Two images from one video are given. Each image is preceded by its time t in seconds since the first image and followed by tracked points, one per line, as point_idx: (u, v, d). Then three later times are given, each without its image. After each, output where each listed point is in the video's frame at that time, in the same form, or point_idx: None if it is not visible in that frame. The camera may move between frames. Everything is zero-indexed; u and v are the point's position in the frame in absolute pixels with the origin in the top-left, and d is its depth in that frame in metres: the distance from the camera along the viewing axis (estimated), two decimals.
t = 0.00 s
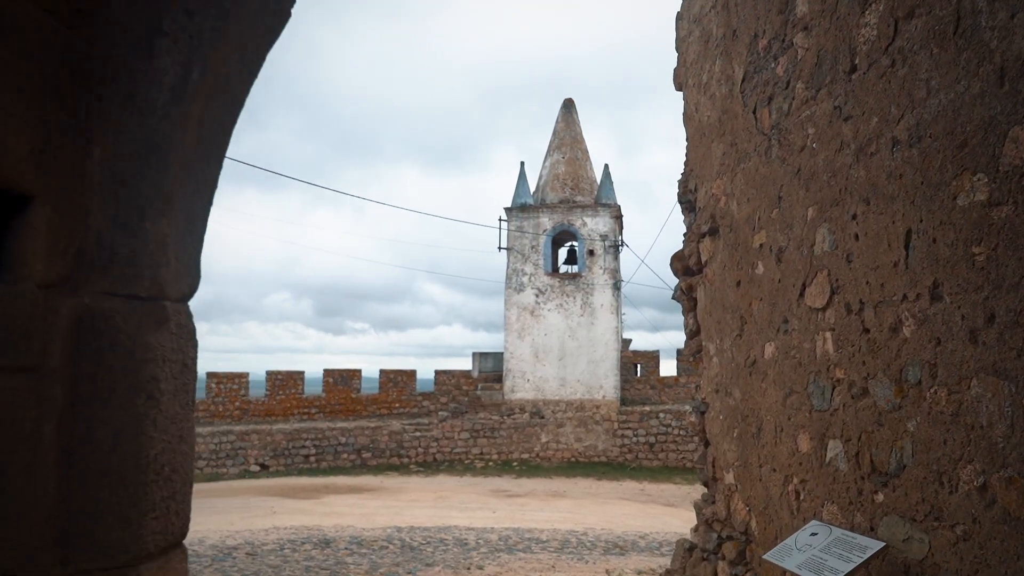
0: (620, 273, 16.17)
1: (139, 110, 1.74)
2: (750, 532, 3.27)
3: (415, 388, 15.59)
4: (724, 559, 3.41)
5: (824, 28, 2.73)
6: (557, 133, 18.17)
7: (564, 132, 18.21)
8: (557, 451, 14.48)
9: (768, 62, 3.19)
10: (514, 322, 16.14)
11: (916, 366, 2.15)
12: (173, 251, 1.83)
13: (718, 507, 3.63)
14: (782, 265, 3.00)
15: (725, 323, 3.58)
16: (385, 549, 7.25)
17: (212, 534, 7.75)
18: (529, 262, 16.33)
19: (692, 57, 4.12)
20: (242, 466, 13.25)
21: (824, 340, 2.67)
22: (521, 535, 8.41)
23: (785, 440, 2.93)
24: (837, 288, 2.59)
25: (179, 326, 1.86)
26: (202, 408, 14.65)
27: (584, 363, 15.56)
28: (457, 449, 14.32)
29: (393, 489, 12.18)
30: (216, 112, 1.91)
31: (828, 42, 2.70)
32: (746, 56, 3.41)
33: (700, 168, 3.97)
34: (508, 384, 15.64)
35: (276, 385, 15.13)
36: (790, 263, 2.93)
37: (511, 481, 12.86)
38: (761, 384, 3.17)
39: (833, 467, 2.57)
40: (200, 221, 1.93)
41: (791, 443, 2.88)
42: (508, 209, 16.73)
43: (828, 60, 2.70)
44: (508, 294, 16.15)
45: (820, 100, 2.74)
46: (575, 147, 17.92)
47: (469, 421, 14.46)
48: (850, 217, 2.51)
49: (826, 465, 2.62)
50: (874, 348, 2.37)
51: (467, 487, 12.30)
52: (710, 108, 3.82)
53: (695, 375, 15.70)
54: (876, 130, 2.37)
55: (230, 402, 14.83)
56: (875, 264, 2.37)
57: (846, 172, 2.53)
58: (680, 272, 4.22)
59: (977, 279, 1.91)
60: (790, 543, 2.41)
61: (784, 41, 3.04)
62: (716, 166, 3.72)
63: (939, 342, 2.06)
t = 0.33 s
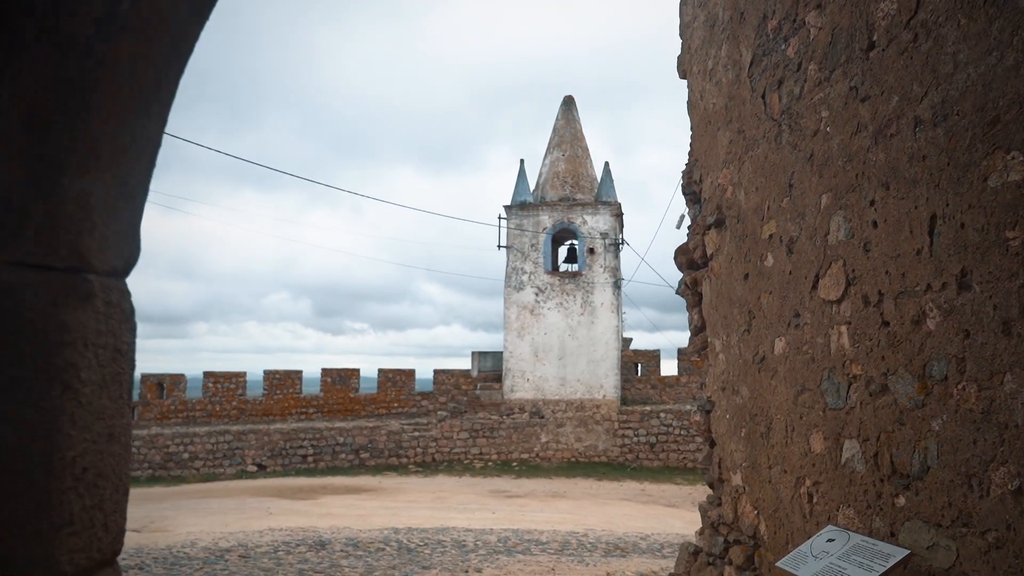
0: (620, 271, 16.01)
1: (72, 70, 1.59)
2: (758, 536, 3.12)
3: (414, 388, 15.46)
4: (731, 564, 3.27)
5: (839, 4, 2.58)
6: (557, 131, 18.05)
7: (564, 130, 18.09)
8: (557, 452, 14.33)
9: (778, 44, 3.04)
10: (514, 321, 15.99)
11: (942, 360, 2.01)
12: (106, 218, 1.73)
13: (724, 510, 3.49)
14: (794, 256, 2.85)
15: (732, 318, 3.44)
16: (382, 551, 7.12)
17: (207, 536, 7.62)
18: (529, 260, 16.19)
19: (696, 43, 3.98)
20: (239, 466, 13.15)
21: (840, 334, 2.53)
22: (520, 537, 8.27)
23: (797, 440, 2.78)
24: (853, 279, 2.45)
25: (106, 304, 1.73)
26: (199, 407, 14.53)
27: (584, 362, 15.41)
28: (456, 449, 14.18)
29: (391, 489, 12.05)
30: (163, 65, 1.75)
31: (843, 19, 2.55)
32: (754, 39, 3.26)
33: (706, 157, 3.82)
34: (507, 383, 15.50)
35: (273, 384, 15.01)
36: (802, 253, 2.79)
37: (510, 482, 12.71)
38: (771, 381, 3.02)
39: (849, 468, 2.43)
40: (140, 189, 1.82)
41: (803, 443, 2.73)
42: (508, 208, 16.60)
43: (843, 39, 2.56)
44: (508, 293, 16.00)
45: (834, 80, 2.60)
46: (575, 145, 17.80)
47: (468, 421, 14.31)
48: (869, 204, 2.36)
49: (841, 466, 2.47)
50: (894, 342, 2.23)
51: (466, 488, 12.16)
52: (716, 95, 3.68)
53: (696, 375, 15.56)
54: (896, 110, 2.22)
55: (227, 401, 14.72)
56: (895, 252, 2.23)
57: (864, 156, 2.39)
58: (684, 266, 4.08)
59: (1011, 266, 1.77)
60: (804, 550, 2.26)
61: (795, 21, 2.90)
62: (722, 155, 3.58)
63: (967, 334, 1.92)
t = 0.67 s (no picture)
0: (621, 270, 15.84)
1: None
2: (770, 542, 2.96)
3: (413, 387, 15.30)
4: (742, 571, 3.11)
5: None
6: (557, 128, 17.87)
7: (564, 127, 17.91)
8: (557, 452, 14.17)
9: (792, 23, 2.88)
10: (513, 320, 15.83)
11: (979, 355, 1.84)
12: (2, 160, 1.53)
13: (734, 514, 3.33)
14: (810, 246, 2.69)
15: (743, 313, 3.27)
16: (379, 554, 6.96)
17: (200, 538, 7.45)
18: (529, 259, 16.02)
19: (704, 27, 3.81)
20: (235, 466, 13.02)
21: (861, 328, 2.36)
22: (520, 539, 8.11)
23: (813, 441, 2.62)
24: (876, 269, 2.28)
25: None
26: (195, 407, 14.37)
27: (585, 362, 15.24)
28: (455, 449, 14.02)
29: (390, 490, 11.88)
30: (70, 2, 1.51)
31: None
32: (766, 18, 3.09)
33: (714, 145, 3.66)
34: (507, 383, 15.34)
35: (271, 384, 14.85)
36: (820, 242, 2.62)
37: (510, 483, 12.56)
38: (784, 379, 2.86)
39: (872, 472, 2.27)
40: (52, 134, 1.65)
41: (820, 445, 2.57)
42: (508, 206, 16.43)
43: (865, 12, 2.40)
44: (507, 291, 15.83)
45: (856, 57, 2.43)
46: (575, 142, 17.62)
47: (468, 421, 14.15)
48: (894, 187, 2.20)
49: (863, 470, 2.31)
50: (924, 335, 2.06)
51: (465, 489, 11.99)
52: (724, 80, 3.51)
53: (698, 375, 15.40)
54: (926, 85, 2.07)
55: (224, 401, 14.56)
56: (924, 238, 2.06)
57: (889, 136, 2.22)
58: (691, 260, 3.91)
59: None
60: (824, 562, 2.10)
61: None
62: (732, 142, 3.41)
63: (1009, 326, 1.76)
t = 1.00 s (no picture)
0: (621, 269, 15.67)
1: None
2: (785, 548, 2.79)
3: (412, 387, 15.13)
4: None
5: None
6: (558, 125, 17.71)
7: (564, 125, 17.74)
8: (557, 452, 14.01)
9: None
10: (513, 319, 15.66)
11: None
12: None
13: (745, 519, 3.16)
14: (829, 234, 2.52)
15: (754, 307, 3.10)
16: (376, 557, 6.79)
17: (192, 540, 7.29)
18: (529, 257, 15.85)
19: (713, 9, 3.64)
20: (232, 466, 12.84)
21: (887, 322, 2.20)
22: (520, 541, 7.94)
23: (833, 443, 2.45)
24: (903, 257, 2.12)
25: None
26: (192, 407, 14.20)
27: (585, 361, 15.07)
28: (455, 449, 13.86)
29: (388, 491, 11.72)
30: None
31: None
32: None
33: (723, 132, 3.49)
34: (506, 382, 15.18)
35: (268, 383, 14.68)
36: (839, 230, 2.46)
37: (510, 484, 12.40)
38: (800, 376, 2.70)
39: (899, 475, 2.10)
40: None
41: (840, 445, 2.41)
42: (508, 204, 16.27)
43: None
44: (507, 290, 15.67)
45: (880, 30, 2.26)
46: (575, 140, 17.45)
47: (467, 421, 13.98)
48: (924, 168, 2.03)
49: (889, 473, 2.14)
50: (958, 327, 1.90)
51: (465, 490, 11.82)
52: (734, 63, 3.35)
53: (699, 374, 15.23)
54: (961, 55, 1.90)
55: (220, 401, 14.39)
56: (959, 221, 1.90)
57: (918, 112, 2.06)
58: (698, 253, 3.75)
59: None
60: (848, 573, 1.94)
61: None
62: (742, 128, 3.25)
63: None
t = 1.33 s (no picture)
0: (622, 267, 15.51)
1: None
2: (799, 554, 2.64)
3: (410, 387, 14.97)
4: None
5: None
6: (557, 123, 17.58)
7: (564, 122, 17.61)
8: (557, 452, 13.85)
9: None
10: (513, 318, 15.51)
11: None
12: None
13: (754, 522, 3.01)
14: (847, 219, 2.37)
15: (765, 300, 2.95)
16: (372, 559, 6.64)
17: (185, 542, 7.14)
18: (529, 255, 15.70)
19: None
20: (229, 466, 12.68)
21: (912, 311, 2.05)
22: (519, 542, 7.80)
23: (851, 442, 2.30)
24: (931, 241, 1.97)
25: None
26: (188, 406, 14.04)
27: (585, 360, 14.91)
28: (454, 449, 13.70)
29: (386, 491, 11.57)
30: None
31: None
32: None
33: (731, 116, 3.34)
34: (506, 382, 15.03)
35: (265, 383, 14.52)
36: (858, 215, 2.31)
37: (509, 484, 12.25)
38: (815, 371, 2.54)
39: (927, 476, 1.95)
40: None
41: (860, 445, 2.25)
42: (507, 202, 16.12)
43: None
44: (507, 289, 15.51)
45: None
46: (575, 137, 17.31)
47: (466, 420, 13.83)
48: (955, 144, 1.88)
49: (915, 474, 1.99)
50: (993, 315, 1.75)
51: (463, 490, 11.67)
52: (743, 44, 3.20)
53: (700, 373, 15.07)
54: (998, 19, 1.75)
55: (217, 401, 14.23)
56: (994, 200, 1.74)
57: (947, 85, 1.91)
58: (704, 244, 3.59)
59: None
60: None
61: None
62: (752, 112, 3.10)
63: None
